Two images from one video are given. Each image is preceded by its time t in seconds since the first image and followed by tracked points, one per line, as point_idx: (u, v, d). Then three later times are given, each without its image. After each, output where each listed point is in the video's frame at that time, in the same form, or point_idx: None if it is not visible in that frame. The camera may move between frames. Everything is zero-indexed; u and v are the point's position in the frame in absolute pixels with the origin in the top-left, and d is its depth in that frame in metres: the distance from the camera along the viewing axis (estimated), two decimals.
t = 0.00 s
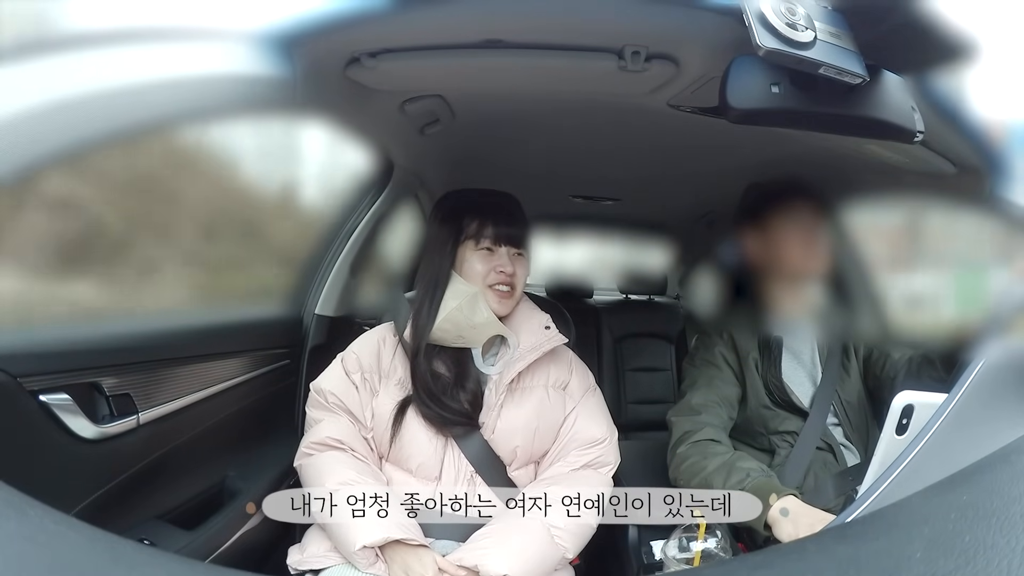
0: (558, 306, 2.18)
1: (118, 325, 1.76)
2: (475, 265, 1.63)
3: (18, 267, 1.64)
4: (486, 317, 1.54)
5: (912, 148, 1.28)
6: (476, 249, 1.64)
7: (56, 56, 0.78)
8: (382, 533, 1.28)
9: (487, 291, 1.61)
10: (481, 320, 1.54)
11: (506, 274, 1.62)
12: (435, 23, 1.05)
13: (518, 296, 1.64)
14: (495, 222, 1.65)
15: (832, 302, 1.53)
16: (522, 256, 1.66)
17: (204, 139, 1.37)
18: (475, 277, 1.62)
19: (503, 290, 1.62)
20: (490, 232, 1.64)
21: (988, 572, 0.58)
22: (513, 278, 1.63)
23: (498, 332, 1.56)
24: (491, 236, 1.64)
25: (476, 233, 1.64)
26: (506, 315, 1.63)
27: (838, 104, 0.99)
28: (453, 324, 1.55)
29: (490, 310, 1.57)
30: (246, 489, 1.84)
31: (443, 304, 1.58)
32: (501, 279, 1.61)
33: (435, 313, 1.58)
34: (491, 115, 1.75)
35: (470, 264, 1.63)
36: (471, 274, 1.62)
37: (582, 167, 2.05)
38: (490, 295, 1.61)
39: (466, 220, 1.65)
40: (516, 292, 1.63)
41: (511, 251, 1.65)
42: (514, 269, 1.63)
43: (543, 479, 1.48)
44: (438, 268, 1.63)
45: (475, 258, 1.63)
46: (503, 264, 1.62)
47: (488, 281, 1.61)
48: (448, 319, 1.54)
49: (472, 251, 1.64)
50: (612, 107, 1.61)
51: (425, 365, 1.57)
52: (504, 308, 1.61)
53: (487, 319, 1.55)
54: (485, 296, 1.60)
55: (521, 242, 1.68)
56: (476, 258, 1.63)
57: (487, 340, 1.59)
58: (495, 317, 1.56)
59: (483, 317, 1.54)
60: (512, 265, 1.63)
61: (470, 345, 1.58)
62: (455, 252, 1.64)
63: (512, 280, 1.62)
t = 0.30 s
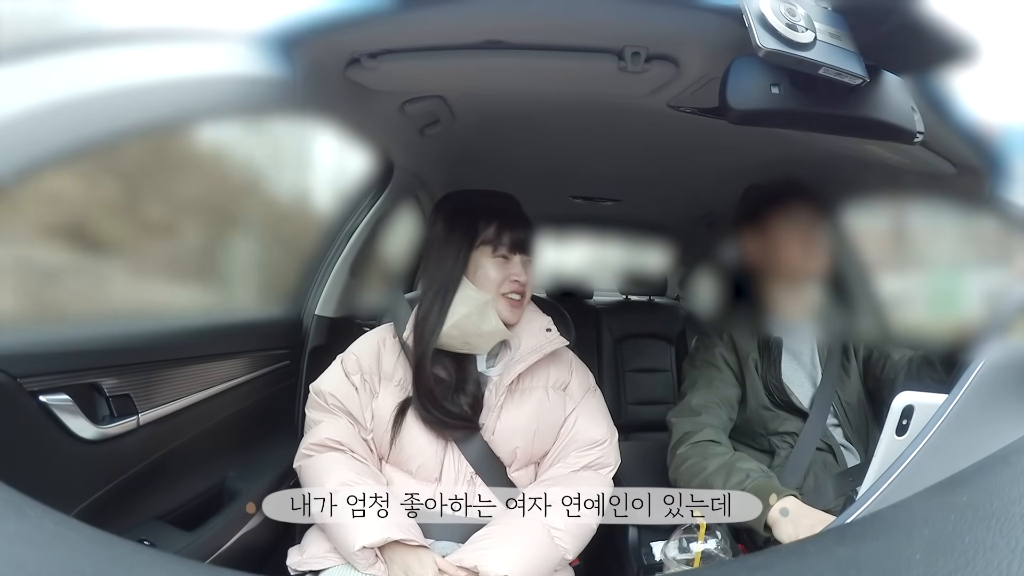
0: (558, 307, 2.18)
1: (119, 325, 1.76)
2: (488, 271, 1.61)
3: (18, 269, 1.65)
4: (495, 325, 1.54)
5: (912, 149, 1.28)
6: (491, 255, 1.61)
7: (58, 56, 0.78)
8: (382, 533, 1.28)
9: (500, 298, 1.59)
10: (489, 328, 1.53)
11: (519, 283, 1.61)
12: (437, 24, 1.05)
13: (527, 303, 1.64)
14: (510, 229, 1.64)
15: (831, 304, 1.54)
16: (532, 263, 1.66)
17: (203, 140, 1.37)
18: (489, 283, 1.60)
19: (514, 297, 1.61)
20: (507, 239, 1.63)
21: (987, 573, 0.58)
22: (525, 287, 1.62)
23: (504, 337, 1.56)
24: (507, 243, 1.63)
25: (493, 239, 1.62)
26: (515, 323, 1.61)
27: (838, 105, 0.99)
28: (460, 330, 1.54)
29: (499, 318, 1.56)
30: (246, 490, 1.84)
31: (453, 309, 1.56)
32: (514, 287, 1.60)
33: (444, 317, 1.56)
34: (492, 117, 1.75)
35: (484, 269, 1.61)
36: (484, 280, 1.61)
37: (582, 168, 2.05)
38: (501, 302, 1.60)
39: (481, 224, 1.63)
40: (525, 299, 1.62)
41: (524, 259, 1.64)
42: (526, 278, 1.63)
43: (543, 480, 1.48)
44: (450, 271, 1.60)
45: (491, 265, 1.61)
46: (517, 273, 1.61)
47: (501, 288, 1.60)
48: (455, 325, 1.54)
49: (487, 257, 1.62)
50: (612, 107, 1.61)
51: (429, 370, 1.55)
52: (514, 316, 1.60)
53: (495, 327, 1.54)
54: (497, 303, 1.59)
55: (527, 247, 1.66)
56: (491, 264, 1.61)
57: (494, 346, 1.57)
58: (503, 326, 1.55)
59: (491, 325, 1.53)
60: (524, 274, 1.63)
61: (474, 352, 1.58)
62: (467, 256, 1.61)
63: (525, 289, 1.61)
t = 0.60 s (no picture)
0: (558, 310, 2.18)
1: (120, 324, 1.77)
2: (495, 273, 1.60)
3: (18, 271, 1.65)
4: (505, 328, 1.54)
5: (912, 150, 1.29)
6: (497, 258, 1.61)
7: (58, 56, 0.78)
8: (382, 534, 1.28)
9: (507, 300, 1.58)
10: (499, 331, 1.54)
11: (525, 284, 1.61)
12: (436, 26, 1.05)
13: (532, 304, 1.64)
14: (515, 230, 1.64)
15: (831, 306, 1.54)
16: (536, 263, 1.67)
17: (203, 141, 1.37)
18: (495, 285, 1.59)
19: (520, 299, 1.60)
20: (513, 240, 1.63)
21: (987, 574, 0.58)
22: (529, 288, 1.62)
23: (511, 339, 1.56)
24: (513, 244, 1.62)
25: (499, 240, 1.61)
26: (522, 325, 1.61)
27: (838, 107, 0.99)
28: (472, 333, 1.54)
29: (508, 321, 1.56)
30: (246, 491, 1.84)
31: (462, 313, 1.56)
32: (520, 289, 1.59)
33: (455, 321, 1.56)
34: (492, 118, 1.75)
35: (490, 271, 1.60)
36: (491, 281, 1.59)
37: (582, 170, 2.06)
38: (508, 304, 1.59)
39: (486, 225, 1.63)
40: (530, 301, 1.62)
41: (528, 260, 1.64)
42: (530, 278, 1.63)
43: (544, 481, 1.48)
44: (455, 272, 1.59)
45: (497, 267, 1.60)
46: (522, 274, 1.61)
47: (508, 290, 1.59)
48: (468, 329, 1.54)
49: (493, 259, 1.61)
50: (612, 109, 1.61)
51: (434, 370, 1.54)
52: (520, 317, 1.60)
53: (505, 330, 1.55)
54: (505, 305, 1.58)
55: (531, 248, 1.66)
56: (497, 266, 1.60)
57: (500, 348, 1.58)
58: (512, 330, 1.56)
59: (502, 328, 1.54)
60: (529, 274, 1.63)
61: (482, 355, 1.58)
62: (473, 259, 1.60)
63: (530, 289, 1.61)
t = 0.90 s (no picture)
0: (558, 311, 2.18)
1: (121, 325, 1.77)
2: (495, 270, 1.61)
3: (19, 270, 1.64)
4: (505, 327, 1.53)
5: (911, 151, 1.29)
6: (498, 254, 1.62)
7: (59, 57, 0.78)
8: (382, 535, 1.28)
9: (509, 295, 1.60)
10: (499, 330, 1.52)
11: (525, 278, 1.63)
12: (436, 27, 1.05)
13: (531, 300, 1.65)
14: (513, 226, 1.66)
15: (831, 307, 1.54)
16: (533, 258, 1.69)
17: (203, 142, 1.37)
18: (497, 281, 1.60)
19: (522, 292, 1.62)
20: (512, 236, 1.64)
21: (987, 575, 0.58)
22: (529, 281, 1.64)
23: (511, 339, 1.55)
24: (512, 240, 1.64)
25: (498, 237, 1.63)
26: (522, 318, 1.61)
27: (837, 108, 0.98)
28: (471, 333, 1.53)
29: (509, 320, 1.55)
30: (246, 491, 1.84)
31: (462, 314, 1.55)
32: (523, 282, 1.61)
33: (456, 319, 1.56)
34: (492, 119, 1.75)
35: (492, 269, 1.61)
36: (493, 279, 1.60)
37: (582, 170, 2.06)
38: (511, 298, 1.60)
39: (485, 224, 1.64)
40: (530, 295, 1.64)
41: (526, 254, 1.66)
42: (529, 272, 1.65)
43: (545, 481, 1.48)
44: (456, 269, 1.60)
45: (497, 263, 1.61)
46: (522, 268, 1.63)
47: (509, 286, 1.61)
48: (467, 329, 1.53)
49: (493, 256, 1.62)
50: (611, 109, 1.61)
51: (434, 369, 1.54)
52: (522, 311, 1.60)
53: (505, 329, 1.53)
54: (508, 300, 1.59)
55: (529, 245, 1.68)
56: (497, 263, 1.61)
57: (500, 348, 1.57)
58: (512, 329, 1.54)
59: (502, 326, 1.52)
60: (527, 268, 1.65)
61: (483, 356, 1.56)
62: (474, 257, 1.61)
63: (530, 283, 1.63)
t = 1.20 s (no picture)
0: (559, 311, 2.18)
1: (123, 325, 1.77)
2: (506, 272, 1.60)
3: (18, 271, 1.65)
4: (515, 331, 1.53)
5: (912, 150, 1.29)
6: (507, 256, 1.61)
7: (59, 56, 0.78)
8: (384, 535, 1.28)
9: (519, 296, 1.60)
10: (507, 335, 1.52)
11: (534, 281, 1.63)
12: (434, 27, 1.05)
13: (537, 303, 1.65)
14: (522, 229, 1.66)
15: (831, 306, 1.54)
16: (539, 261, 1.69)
17: (203, 142, 1.37)
18: (507, 283, 1.60)
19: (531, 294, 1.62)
20: (522, 239, 1.64)
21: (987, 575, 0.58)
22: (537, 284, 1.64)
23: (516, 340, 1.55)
24: (522, 243, 1.64)
25: (509, 239, 1.62)
26: (528, 320, 1.61)
27: (837, 107, 0.98)
28: (482, 335, 1.53)
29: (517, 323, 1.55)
30: (246, 491, 1.84)
31: (473, 315, 1.55)
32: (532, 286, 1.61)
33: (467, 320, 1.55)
34: (492, 119, 1.75)
35: (501, 270, 1.60)
36: (503, 280, 1.60)
37: (581, 170, 2.06)
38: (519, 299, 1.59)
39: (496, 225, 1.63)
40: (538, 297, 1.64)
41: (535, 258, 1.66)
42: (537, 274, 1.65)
43: (545, 481, 1.48)
44: (466, 270, 1.59)
45: (507, 265, 1.61)
46: (531, 271, 1.63)
47: (520, 288, 1.60)
48: (477, 330, 1.52)
49: (503, 257, 1.61)
50: (612, 109, 1.61)
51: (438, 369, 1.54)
52: (528, 312, 1.60)
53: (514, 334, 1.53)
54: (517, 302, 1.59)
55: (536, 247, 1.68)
56: (507, 264, 1.61)
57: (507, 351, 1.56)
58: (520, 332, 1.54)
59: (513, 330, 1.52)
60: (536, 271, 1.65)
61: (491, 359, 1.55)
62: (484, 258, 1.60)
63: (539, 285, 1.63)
